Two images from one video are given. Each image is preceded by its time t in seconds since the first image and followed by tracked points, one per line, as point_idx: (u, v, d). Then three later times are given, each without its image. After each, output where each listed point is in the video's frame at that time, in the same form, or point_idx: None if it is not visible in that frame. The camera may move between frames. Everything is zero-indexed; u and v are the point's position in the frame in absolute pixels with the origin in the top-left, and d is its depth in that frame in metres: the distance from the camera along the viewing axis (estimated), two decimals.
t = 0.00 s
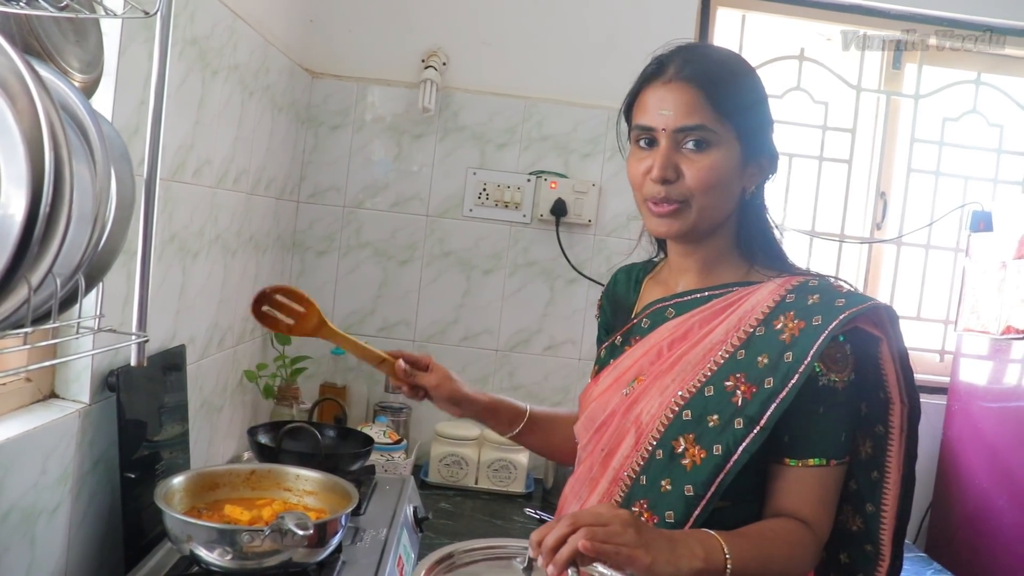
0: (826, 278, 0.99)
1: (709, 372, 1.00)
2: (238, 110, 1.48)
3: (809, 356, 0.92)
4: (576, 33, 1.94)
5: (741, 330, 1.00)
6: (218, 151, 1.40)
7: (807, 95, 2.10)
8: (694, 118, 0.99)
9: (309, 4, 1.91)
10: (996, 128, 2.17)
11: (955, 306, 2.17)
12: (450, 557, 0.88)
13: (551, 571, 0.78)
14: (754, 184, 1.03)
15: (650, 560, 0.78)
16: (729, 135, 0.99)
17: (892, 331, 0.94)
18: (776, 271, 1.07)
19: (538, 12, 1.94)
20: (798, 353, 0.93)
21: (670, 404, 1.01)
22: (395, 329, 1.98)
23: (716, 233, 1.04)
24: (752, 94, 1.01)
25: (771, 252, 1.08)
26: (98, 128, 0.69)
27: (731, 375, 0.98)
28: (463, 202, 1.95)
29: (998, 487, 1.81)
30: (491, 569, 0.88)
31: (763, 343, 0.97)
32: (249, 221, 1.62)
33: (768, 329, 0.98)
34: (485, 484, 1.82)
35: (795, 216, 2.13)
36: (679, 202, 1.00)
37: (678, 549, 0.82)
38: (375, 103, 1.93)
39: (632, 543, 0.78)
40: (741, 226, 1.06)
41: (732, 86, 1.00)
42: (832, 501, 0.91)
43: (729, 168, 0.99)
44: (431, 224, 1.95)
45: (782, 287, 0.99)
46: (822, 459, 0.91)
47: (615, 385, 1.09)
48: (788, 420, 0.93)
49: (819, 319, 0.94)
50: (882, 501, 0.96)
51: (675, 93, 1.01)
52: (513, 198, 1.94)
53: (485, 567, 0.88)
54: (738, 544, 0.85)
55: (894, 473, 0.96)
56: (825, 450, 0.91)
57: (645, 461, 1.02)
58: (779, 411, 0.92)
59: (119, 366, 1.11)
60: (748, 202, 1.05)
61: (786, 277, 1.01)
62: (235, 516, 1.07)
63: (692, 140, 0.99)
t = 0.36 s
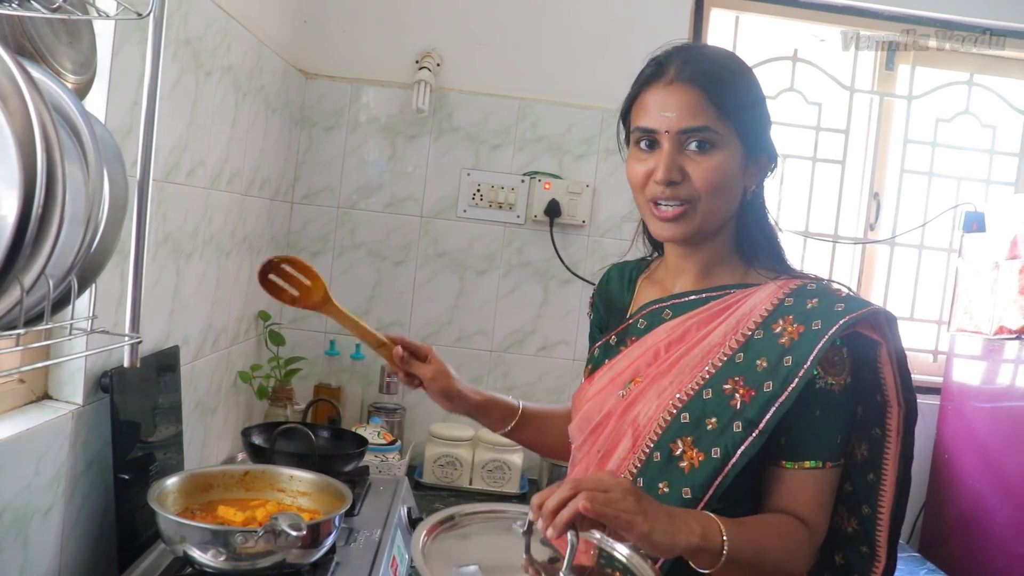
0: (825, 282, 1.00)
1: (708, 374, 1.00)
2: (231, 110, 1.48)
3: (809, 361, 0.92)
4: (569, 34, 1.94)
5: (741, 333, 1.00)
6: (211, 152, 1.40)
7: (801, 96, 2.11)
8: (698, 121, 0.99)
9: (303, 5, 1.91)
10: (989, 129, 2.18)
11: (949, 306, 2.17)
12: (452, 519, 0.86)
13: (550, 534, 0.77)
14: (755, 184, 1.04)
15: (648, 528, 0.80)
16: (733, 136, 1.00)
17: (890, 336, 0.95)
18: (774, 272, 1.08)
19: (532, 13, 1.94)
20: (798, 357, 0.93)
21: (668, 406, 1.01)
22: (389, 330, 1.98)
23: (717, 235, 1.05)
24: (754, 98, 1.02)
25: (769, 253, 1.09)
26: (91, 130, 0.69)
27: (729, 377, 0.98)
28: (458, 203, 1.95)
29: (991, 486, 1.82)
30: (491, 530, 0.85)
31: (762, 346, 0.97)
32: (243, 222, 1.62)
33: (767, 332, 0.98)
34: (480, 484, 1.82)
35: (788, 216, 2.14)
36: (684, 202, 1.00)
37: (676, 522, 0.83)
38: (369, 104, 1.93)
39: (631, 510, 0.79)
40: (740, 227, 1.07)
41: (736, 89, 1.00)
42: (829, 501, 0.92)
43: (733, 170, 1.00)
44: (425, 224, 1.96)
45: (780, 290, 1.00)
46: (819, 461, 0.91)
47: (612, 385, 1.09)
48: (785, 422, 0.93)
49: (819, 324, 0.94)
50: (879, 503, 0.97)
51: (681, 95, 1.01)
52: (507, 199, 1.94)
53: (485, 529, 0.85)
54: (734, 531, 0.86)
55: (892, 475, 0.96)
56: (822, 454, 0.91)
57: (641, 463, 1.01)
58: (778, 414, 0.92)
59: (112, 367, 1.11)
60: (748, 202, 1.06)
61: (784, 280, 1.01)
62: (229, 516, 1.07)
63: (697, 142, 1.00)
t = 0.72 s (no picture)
0: (820, 282, 1.01)
1: (705, 372, 1.00)
2: (232, 111, 1.48)
3: (806, 360, 0.93)
4: (570, 35, 1.95)
5: (738, 331, 1.00)
6: (212, 152, 1.40)
7: (801, 97, 2.11)
8: (689, 122, 0.99)
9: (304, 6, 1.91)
10: (989, 130, 2.18)
11: (949, 307, 2.17)
12: (450, 496, 0.88)
13: (545, 506, 0.80)
14: (751, 182, 1.04)
15: (641, 505, 0.82)
16: (725, 137, 0.99)
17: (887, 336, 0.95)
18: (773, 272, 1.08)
19: (533, 14, 1.94)
20: (795, 357, 0.94)
21: (665, 405, 1.01)
22: (390, 330, 1.98)
23: (715, 234, 1.05)
24: (749, 96, 1.01)
25: (768, 253, 1.09)
26: (93, 130, 0.69)
27: (727, 376, 0.98)
28: (458, 203, 1.95)
29: (991, 488, 1.82)
30: (489, 508, 0.86)
31: (759, 345, 0.98)
32: (243, 222, 1.62)
33: (765, 332, 0.98)
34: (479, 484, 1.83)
35: (789, 217, 2.14)
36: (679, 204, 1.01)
37: (671, 504, 0.85)
38: (370, 105, 1.93)
39: (626, 487, 0.81)
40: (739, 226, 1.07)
41: (730, 89, 1.00)
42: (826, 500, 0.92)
43: (727, 169, 0.99)
44: (426, 225, 1.96)
45: (777, 291, 1.00)
46: (812, 458, 0.92)
47: (608, 383, 1.09)
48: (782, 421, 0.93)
49: (815, 324, 0.95)
50: (872, 503, 0.97)
51: (673, 96, 1.01)
52: (507, 199, 1.94)
53: (483, 506, 0.87)
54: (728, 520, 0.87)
55: (885, 476, 0.96)
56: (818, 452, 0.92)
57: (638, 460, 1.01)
58: (774, 413, 0.92)
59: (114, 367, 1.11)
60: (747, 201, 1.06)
61: (781, 280, 1.02)
62: (229, 516, 1.07)
63: (690, 144, 1.00)
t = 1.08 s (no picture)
0: (805, 283, 0.99)
1: (683, 367, 1.00)
2: (232, 111, 1.48)
3: (776, 355, 0.92)
4: (570, 34, 1.95)
5: (717, 323, 1.01)
6: (212, 151, 1.40)
7: (801, 95, 2.11)
8: (639, 127, 0.98)
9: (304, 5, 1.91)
10: (990, 129, 2.18)
11: (950, 306, 2.17)
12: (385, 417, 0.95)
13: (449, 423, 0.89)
14: (721, 181, 1.01)
15: (529, 442, 0.83)
16: (679, 139, 0.97)
17: (863, 336, 0.94)
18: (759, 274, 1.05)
19: (533, 13, 1.94)
20: (767, 353, 0.93)
21: (645, 399, 1.02)
22: (390, 330, 1.98)
23: (692, 233, 1.04)
24: (723, 103, 0.99)
25: (757, 254, 1.06)
26: (93, 128, 0.69)
27: (704, 371, 0.98)
28: (459, 202, 1.95)
29: (992, 487, 1.82)
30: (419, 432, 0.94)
31: (736, 341, 0.97)
32: (243, 221, 1.62)
33: (742, 328, 0.98)
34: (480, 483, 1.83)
35: (789, 216, 2.13)
36: (638, 205, 1.01)
37: (575, 446, 0.85)
38: (370, 104, 1.93)
39: (518, 423, 0.82)
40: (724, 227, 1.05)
41: (703, 95, 0.97)
42: (781, 494, 0.89)
43: (682, 170, 0.98)
44: (426, 224, 1.96)
45: (760, 291, 1.00)
46: (782, 453, 0.89)
47: (598, 376, 1.11)
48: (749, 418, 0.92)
49: (789, 321, 0.94)
50: (846, 504, 0.97)
51: (627, 101, 1.00)
52: (508, 199, 1.94)
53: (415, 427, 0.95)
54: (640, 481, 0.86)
55: (859, 477, 0.97)
56: (792, 447, 0.89)
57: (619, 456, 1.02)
58: (743, 408, 0.91)
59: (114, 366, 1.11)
60: (728, 202, 1.03)
61: (765, 282, 1.01)
62: (230, 514, 1.07)
63: (641, 148, 0.99)
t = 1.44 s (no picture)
0: (756, 278, 0.96)
1: (633, 356, 0.95)
2: (233, 110, 1.48)
3: (712, 339, 0.89)
4: (570, 33, 1.95)
5: (665, 315, 0.96)
6: (213, 151, 1.40)
7: (802, 95, 2.11)
8: (606, 128, 0.96)
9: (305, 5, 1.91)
10: (990, 129, 2.18)
11: (950, 306, 2.17)
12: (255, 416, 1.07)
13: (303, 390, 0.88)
14: (685, 184, 0.98)
15: (354, 413, 0.85)
16: (644, 141, 0.95)
17: (798, 326, 0.92)
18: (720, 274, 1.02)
19: (533, 12, 1.94)
20: (703, 337, 0.90)
21: (598, 390, 0.97)
22: (390, 329, 1.98)
23: (654, 233, 1.01)
24: (691, 108, 0.96)
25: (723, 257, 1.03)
26: (94, 129, 0.69)
27: (649, 358, 0.93)
28: (459, 202, 1.95)
29: (992, 486, 1.82)
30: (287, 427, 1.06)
31: (676, 328, 0.93)
32: (244, 221, 1.62)
33: (684, 313, 0.94)
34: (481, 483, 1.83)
35: (790, 216, 2.13)
36: (601, 204, 0.99)
37: (405, 419, 0.87)
38: (371, 104, 1.93)
39: (347, 400, 0.85)
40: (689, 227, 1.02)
41: (669, 99, 0.95)
42: (666, 466, 0.87)
43: (645, 172, 0.96)
44: (426, 224, 1.96)
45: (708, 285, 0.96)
46: (700, 430, 0.87)
47: (565, 373, 1.07)
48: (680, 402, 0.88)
49: (729, 309, 0.91)
50: (792, 501, 0.95)
51: (596, 103, 0.98)
52: (508, 198, 1.94)
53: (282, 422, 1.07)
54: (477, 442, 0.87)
55: (801, 473, 0.94)
56: (713, 428, 0.88)
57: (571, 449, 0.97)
58: (675, 389, 0.88)
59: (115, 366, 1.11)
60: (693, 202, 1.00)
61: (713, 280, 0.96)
62: (230, 513, 1.07)
63: (608, 148, 0.97)
